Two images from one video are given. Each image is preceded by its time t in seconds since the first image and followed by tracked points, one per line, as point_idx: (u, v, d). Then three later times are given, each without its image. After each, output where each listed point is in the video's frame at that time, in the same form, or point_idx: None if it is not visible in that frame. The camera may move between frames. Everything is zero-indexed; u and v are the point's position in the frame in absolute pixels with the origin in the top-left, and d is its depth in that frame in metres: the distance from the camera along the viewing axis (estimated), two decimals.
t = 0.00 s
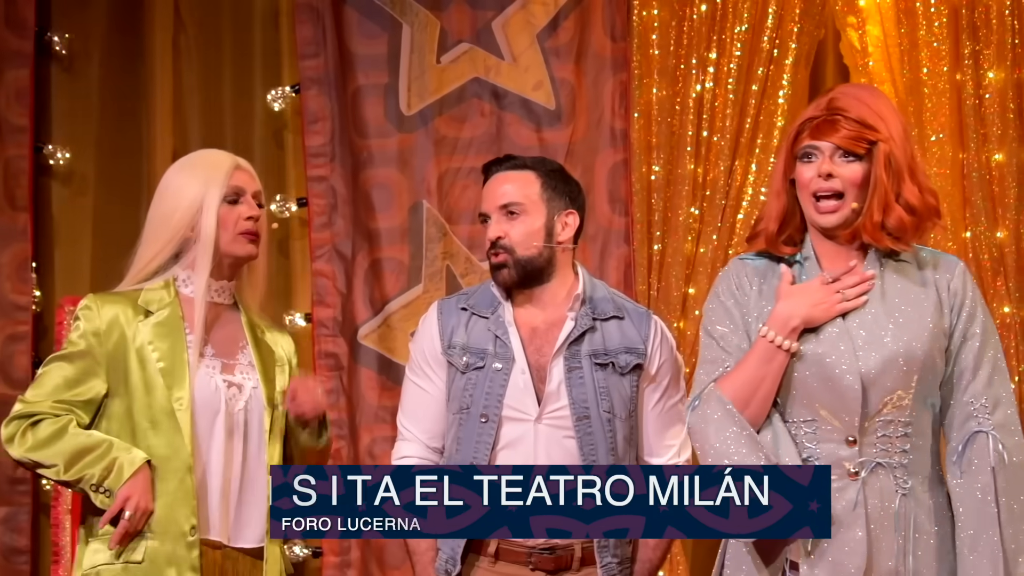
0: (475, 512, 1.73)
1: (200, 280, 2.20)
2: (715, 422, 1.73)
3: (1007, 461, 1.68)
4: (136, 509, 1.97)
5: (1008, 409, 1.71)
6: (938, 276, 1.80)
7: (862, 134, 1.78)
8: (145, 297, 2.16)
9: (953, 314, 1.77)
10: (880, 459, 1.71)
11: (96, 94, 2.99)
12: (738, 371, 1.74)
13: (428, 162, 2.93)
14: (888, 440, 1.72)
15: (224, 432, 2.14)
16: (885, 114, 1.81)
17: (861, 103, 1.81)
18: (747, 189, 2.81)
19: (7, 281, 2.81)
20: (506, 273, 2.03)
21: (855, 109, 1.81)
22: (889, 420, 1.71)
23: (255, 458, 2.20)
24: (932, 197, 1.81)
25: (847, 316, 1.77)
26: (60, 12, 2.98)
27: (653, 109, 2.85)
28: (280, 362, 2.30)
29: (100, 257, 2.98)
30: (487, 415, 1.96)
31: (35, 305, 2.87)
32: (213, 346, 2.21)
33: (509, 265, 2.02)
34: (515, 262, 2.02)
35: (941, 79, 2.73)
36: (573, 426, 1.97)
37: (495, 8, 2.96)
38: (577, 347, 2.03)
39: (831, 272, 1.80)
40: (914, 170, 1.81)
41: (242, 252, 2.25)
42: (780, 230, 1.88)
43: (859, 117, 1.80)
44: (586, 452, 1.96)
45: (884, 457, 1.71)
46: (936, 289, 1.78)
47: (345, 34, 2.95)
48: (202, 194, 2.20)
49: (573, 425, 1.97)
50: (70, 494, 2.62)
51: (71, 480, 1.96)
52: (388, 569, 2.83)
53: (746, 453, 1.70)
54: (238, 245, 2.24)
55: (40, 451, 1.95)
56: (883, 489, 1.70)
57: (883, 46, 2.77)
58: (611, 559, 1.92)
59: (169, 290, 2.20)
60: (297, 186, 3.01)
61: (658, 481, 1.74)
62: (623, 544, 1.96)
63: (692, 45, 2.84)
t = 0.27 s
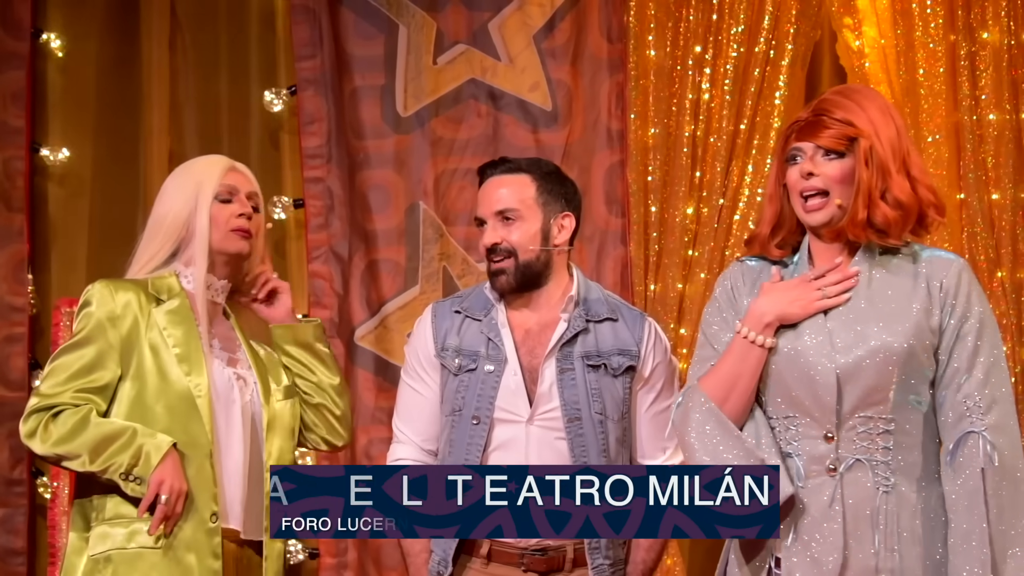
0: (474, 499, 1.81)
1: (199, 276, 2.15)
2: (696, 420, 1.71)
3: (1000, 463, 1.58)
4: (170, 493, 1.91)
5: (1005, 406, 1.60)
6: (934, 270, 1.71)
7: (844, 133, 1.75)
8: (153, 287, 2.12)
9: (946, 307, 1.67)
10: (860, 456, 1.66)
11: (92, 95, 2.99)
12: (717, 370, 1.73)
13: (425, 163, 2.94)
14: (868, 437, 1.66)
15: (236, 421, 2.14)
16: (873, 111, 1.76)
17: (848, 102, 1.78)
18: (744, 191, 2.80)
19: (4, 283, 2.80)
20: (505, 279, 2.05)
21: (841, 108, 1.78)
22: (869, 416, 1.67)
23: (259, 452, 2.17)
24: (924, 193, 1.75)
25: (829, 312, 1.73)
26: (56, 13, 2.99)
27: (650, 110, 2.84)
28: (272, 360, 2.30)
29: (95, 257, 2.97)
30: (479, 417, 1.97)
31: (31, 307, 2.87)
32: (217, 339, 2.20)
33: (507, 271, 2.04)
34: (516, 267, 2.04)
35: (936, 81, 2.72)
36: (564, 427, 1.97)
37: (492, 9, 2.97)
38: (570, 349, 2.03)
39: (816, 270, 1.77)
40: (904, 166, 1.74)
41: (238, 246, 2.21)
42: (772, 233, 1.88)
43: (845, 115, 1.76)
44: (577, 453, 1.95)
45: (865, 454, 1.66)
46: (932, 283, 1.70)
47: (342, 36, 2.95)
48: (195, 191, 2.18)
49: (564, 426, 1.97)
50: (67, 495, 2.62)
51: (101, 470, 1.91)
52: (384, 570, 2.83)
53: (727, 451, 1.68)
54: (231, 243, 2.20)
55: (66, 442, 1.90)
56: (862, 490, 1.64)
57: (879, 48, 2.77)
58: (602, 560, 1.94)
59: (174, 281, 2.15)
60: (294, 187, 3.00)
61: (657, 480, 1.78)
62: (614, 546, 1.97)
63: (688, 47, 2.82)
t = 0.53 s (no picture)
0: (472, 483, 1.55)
1: (194, 272, 2.14)
2: (679, 416, 1.81)
3: (970, 462, 1.58)
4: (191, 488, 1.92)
5: (986, 403, 1.60)
6: (921, 267, 1.70)
7: (821, 135, 1.77)
8: (160, 282, 2.11)
9: (928, 303, 1.67)
10: (833, 454, 1.70)
11: (90, 95, 2.99)
12: (702, 367, 1.83)
13: (423, 164, 2.94)
14: (843, 435, 1.70)
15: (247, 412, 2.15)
16: (854, 111, 1.77)
17: (829, 105, 1.80)
18: (742, 191, 2.79)
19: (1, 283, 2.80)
20: (493, 278, 2.04)
21: (823, 112, 1.80)
22: (843, 414, 1.70)
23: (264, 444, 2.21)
24: (910, 189, 1.74)
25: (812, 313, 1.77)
26: (54, 13, 2.98)
27: (647, 110, 2.83)
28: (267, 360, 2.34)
29: (92, 257, 2.98)
30: (472, 417, 1.97)
31: (28, 308, 2.87)
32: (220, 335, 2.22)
33: (497, 270, 2.04)
34: (503, 268, 2.04)
35: (934, 80, 2.71)
36: (557, 428, 1.97)
37: (489, 9, 2.96)
38: (562, 349, 2.04)
39: (803, 271, 1.81)
40: (889, 161, 1.74)
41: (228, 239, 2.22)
42: (771, 241, 1.92)
43: (825, 118, 1.78)
44: (570, 453, 1.96)
45: (840, 452, 1.69)
46: (914, 281, 1.70)
47: (339, 36, 2.96)
48: (180, 190, 2.19)
49: (556, 426, 1.97)
50: (64, 496, 2.62)
51: (121, 465, 1.91)
52: (382, 570, 2.83)
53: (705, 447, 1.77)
54: (220, 235, 2.20)
55: (85, 436, 1.90)
56: (836, 486, 1.69)
57: (877, 48, 2.76)
58: (595, 561, 1.91)
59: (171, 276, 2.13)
60: (292, 187, 3.00)
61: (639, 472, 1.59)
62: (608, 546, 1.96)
63: (686, 47, 2.82)
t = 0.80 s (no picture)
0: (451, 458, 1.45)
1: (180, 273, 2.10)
2: (678, 418, 1.85)
3: (952, 462, 1.59)
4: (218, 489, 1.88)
5: (971, 402, 1.60)
6: (912, 266, 1.70)
7: (809, 137, 1.79)
8: (156, 282, 2.04)
9: (917, 302, 1.68)
10: (822, 454, 1.71)
11: (89, 95, 2.98)
12: (699, 369, 1.85)
13: (422, 163, 2.94)
14: (831, 435, 1.70)
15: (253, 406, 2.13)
16: (844, 112, 1.78)
17: (819, 108, 1.81)
18: (741, 191, 2.78)
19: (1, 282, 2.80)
20: (481, 276, 2.05)
21: (813, 115, 1.81)
22: (832, 414, 1.71)
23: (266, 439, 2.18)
24: (901, 184, 1.73)
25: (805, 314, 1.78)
26: (52, 12, 2.98)
27: (646, 109, 2.83)
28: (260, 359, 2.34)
29: (91, 257, 2.98)
30: (465, 417, 1.97)
31: (28, 307, 2.87)
32: (217, 329, 2.17)
33: (486, 268, 2.05)
34: (491, 266, 2.05)
35: (933, 80, 2.71)
36: (550, 427, 1.97)
37: (488, 9, 2.96)
38: (556, 349, 2.03)
39: (798, 271, 1.81)
40: (879, 158, 1.74)
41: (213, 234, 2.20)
42: (772, 242, 1.93)
43: (816, 120, 1.79)
44: (563, 453, 1.96)
45: (829, 452, 1.70)
46: (904, 281, 1.70)
47: (339, 35, 2.96)
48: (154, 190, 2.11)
49: (550, 426, 1.97)
50: (64, 495, 2.62)
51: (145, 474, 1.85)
52: (381, 569, 2.83)
53: (703, 448, 1.81)
54: (204, 232, 2.19)
55: (109, 448, 1.82)
56: (825, 485, 1.70)
57: (876, 47, 2.76)
58: (589, 561, 1.94)
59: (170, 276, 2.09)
60: (291, 186, 3.00)
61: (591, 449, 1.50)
62: (602, 544, 1.98)
63: (685, 46, 2.82)
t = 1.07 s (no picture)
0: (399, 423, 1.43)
1: (172, 275, 2.05)
2: (678, 419, 1.88)
3: (953, 464, 1.62)
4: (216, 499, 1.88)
5: (970, 406, 1.63)
6: (912, 268, 1.73)
7: (803, 137, 1.83)
8: (138, 290, 2.01)
9: (916, 305, 1.71)
10: (821, 455, 1.75)
11: (89, 95, 2.98)
12: (699, 371, 1.89)
13: (422, 164, 2.95)
14: (831, 436, 1.74)
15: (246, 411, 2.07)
16: (838, 112, 1.82)
17: (813, 110, 1.85)
18: (741, 190, 2.78)
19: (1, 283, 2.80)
20: (475, 275, 2.05)
21: (807, 117, 1.85)
22: (832, 416, 1.75)
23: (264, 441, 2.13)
24: (896, 181, 1.78)
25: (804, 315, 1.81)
26: (51, 12, 2.98)
27: (645, 109, 2.83)
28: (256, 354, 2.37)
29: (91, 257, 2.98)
30: (457, 417, 1.97)
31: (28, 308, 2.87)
32: (207, 330, 2.12)
33: (479, 265, 2.05)
34: (486, 264, 2.05)
35: (932, 79, 2.71)
36: (542, 427, 1.97)
37: (488, 9, 2.96)
38: (547, 348, 2.03)
39: (798, 272, 1.84)
40: (874, 157, 1.79)
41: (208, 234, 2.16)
42: (772, 242, 1.95)
43: (810, 122, 1.83)
44: (554, 453, 1.96)
45: (829, 453, 1.74)
46: (905, 282, 1.73)
47: (338, 35, 2.96)
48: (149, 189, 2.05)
49: (541, 426, 1.97)
50: (64, 496, 2.62)
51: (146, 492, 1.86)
52: (381, 570, 2.83)
53: (703, 449, 1.84)
54: (201, 231, 2.14)
55: (105, 472, 1.82)
56: (824, 485, 1.74)
57: (875, 46, 2.76)
58: (580, 559, 1.94)
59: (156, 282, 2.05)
60: (291, 185, 2.99)
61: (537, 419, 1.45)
62: (596, 543, 1.99)
63: (684, 46, 2.82)
